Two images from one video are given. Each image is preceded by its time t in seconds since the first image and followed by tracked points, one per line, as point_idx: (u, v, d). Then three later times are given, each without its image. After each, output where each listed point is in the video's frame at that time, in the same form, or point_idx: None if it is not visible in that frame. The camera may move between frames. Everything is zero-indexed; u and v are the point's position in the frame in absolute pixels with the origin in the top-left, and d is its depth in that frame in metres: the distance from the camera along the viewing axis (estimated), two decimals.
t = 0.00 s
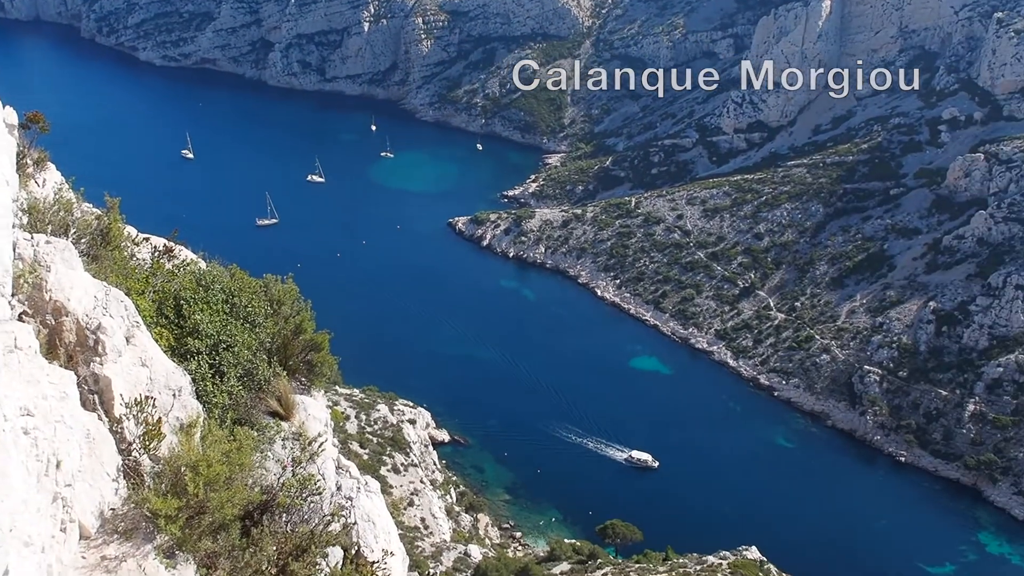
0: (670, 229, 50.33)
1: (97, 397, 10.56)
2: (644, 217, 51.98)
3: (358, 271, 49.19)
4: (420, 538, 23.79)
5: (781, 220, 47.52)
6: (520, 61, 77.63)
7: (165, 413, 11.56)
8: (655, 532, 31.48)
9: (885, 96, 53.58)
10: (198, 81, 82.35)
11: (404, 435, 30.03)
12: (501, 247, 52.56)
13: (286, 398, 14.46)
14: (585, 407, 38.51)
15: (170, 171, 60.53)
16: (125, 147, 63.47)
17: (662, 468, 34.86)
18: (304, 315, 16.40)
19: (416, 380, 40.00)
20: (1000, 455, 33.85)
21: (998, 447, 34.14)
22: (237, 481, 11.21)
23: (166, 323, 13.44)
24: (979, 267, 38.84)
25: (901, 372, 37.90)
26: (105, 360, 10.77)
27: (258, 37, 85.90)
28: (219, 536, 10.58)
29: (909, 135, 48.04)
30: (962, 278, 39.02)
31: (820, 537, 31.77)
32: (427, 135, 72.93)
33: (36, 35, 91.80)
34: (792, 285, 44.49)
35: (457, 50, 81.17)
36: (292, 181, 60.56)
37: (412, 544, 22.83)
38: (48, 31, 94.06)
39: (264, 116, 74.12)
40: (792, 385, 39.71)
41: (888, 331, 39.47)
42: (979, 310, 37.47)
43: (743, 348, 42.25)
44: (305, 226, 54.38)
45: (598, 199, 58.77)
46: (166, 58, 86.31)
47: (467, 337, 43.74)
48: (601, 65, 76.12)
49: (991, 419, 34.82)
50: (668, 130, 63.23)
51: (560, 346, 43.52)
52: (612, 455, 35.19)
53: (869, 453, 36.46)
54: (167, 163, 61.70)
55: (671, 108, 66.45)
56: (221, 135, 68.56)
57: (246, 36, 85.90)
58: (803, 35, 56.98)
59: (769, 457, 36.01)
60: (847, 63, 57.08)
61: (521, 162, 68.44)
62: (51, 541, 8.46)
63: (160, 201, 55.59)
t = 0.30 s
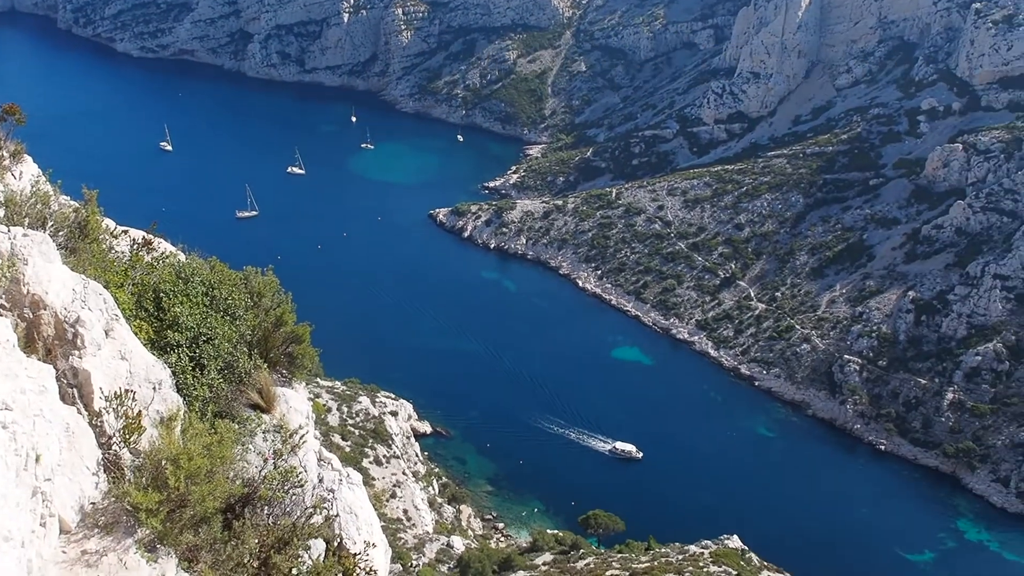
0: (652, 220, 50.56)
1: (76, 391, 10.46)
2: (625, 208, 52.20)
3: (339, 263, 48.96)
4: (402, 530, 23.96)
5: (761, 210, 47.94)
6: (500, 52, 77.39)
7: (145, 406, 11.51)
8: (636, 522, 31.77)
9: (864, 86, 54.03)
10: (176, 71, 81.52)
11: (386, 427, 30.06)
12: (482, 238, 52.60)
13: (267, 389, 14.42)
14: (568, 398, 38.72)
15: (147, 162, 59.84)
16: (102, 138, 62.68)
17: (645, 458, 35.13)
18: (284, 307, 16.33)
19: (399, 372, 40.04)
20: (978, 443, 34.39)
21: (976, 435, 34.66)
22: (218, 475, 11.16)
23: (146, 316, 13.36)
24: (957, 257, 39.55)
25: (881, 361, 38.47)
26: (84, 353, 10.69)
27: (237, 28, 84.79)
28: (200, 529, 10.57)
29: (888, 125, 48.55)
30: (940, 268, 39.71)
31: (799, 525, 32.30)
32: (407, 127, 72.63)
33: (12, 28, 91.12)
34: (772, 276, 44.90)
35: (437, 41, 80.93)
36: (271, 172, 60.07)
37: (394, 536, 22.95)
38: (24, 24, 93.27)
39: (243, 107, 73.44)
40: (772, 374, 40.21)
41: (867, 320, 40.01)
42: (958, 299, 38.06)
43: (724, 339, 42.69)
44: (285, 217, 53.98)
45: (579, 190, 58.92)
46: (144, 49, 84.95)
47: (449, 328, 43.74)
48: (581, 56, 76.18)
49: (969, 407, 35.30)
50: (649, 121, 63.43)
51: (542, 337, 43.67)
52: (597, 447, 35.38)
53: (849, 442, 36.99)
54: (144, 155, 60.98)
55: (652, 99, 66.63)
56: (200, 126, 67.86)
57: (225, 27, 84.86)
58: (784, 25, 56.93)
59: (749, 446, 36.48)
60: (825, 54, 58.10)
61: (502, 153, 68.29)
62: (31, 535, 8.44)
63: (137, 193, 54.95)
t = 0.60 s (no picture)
0: (629, 209, 50.83)
1: (51, 384, 10.37)
2: (602, 198, 52.45)
3: (317, 255, 48.63)
4: (381, 521, 24.11)
5: (738, 199, 48.41)
6: (477, 42, 77.02)
7: (120, 399, 11.43)
8: (615, 511, 32.09)
9: (840, 76, 54.60)
10: (148, 61, 80.08)
11: (365, 418, 30.04)
12: (459, 228, 52.57)
13: (245, 382, 14.36)
14: (548, 388, 38.92)
15: (119, 153, 58.82)
16: (73, 129, 61.44)
17: (625, 448, 35.44)
18: (262, 299, 16.24)
19: (378, 363, 39.97)
20: (953, 430, 35.11)
21: (951, 422, 35.37)
22: (195, 467, 11.11)
23: (121, 308, 13.26)
24: (931, 245, 40.16)
25: (856, 349, 39.17)
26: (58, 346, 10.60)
27: (211, 18, 83.06)
28: (178, 522, 10.52)
29: (863, 114, 49.14)
30: (915, 256, 40.38)
31: (775, 511, 32.86)
32: (384, 117, 72.16)
33: None
34: (749, 265, 45.40)
35: (413, 30, 80.41)
36: (246, 163, 59.38)
37: (374, 528, 22.98)
38: None
39: (217, 97, 72.43)
40: (750, 363, 40.77)
41: (843, 309, 40.66)
42: (933, 287, 38.81)
43: (701, 328, 43.16)
44: (261, 209, 53.45)
45: (556, 179, 59.06)
46: (117, 39, 83.29)
47: (429, 319, 43.68)
48: (558, 46, 76.16)
49: (944, 394, 36.03)
50: (626, 110, 63.63)
51: (521, 327, 43.82)
52: (577, 437, 35.63)
53: (825, 430, 37.62)
54: (116, 145, 59.92)
55: (629, 89, 66.84)
56: (173, 116, 66.79)
57: (199, 17, 83.15)
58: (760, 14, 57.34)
59: (727, 434, 36.98)
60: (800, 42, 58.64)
61: (479, 143, 68.14)
62: (6, 530, 8.41)
63: (110, 184, 54.01)
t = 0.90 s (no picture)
0: (605, 199, 51.12)
1: (25, 377, 10.26)
2: (577, 187, 52.69)
3: (292, 246, 48.26)
4: (359, 512, 23.98)
5: (714, 188, 48.89)
6: (452, 31, 76.40)
7: (95, 391, 11.37)
8: (591, 498, 32.42)
9: (814, 64, 55.17)
10: (118, 50, 78.60)
11: (342, 409, 30.00)
12: (435, 218, 52.47)
13: (221, 373, 14.31)
14: (526, 377, 39.14)
15: (89, 143, 57.74)
16: (41, 118, 60.19)
17: (604, 437, 35.76)
18: (237, 290, 16.14)
19: (356, 354, 39.87)
20: (926, 416, 35.87)
21: (924, 408, 36.14)
22: (171, 459, 11.06)
23: (94, 300, 13.15)
24: (905, 232, 40.92)
25: (831, 336, 39.89)
26: (32, 339, 10.51)
27: (183, 6, 81.73)
28: (154, 514, 10.46)
29: (837, 103, 49.74)
30: (889, 244, 41.10)
31: (750, 496, 33.47)
32: (357, 106, 71.58)
33: None
34: (724, 254, 45.94)
35: (388, 19, 79.71)
36: (219, 153, 58.63)
37: (351, 518, 23.02)
38: None
39: (189, 86, 71.39)
40: (725, 351, 41.35)
41: (818, 297, 41.32)
42: (906, 275, 39.56)
43: (677, 316, 43.65)
44: (235, 199, 52.87)
45: (532, 169, 59.12)
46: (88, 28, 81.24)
47: (406, 310, 43.59)
48: (533, 34, 75.97)
49: (917, 380, 36.79)
50: (601, 99, 63.79)
51: (498, 316, 43.94)
52: (557, 427, 35.87)
53: (801, 417, 38.28)
54: (86, 135, 58.82)
55: (605, 77, 67.04)
56: (144, 106, 65.71)
57: (171, 6, 81.81)
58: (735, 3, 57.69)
59: (702, 422, 37.52)
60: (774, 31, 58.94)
61: (455, 133, 67.89)
62: None
63: (80, 175, 53.03)
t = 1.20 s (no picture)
0: (581, 188, 51.35)
1: None
2: (554, 176, 52.81)
3: (268, 236, 47.86)
4: (337, 503, 24.15)
5: (690, 177, 49.30)
6: (426, 20, 75.72)
7: (69, 385, 11.25)
8: (569, 487, 32.73)
9: (788, 54, 55.68)
10: (88, 40, 77.23)
11: (319, 401, 29.92)
12: (411, 209, 52.31)
13: (196, 365, 14.22)
14: (505, 367, 39.30)
15: (58, 133, 56.71)
16: (9, 109, 59.00)
17: (583, 427, 36.02)
18: (212, 282, 16.04)
19: (333, 345, 39.75)
20: (900, 403, 36.66)
21: (899, 395, 36.92)
22: (147, 453, 10.95)
23: (68, 293, 13.02)
24: (879, 221, 41.58)
25: (806, 325, 40.54)
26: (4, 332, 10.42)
27: None
28: (130, 508, 10.36)
29: (811, 92, 50.32)
30: (863, 232, 41.77)
31: (725, 483, 34.02)
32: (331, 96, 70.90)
33: None
34: (700, 243, 46.42)
35: (363, 9, 78.75)
36: (192, 143, 57.85)
37: (329, 509, 23.08)
38: None
39: (161, 75, 70.30)
40: (702, 339, 41.89)
41: (793, 285, 41.94)
42: (880, 263, 40.25)
43: (654, 305, 44.06)
44: (209, 190, 52.25)
45: (508, 159, 59.10)
46: (58, 18, 80.15)
47: (383, 301, 43.49)
48: (508, 24, 75.71)
49: (892, 367, 37.55)
50: (577, 89, 63.85)
51: (475, 307, 44.00)
52: (536, 417, 36.09)
53: (777, 404, 38.91)
54: (56, 126, 57.74)
55: (581, 67, 67.13)
56: (115, 96, 64.64)
57: None
58: None
59: (679, 410, 37.98)
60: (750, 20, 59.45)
61: (431, 123, 67.53)
62: None
63: (49, 166, 52.09)
